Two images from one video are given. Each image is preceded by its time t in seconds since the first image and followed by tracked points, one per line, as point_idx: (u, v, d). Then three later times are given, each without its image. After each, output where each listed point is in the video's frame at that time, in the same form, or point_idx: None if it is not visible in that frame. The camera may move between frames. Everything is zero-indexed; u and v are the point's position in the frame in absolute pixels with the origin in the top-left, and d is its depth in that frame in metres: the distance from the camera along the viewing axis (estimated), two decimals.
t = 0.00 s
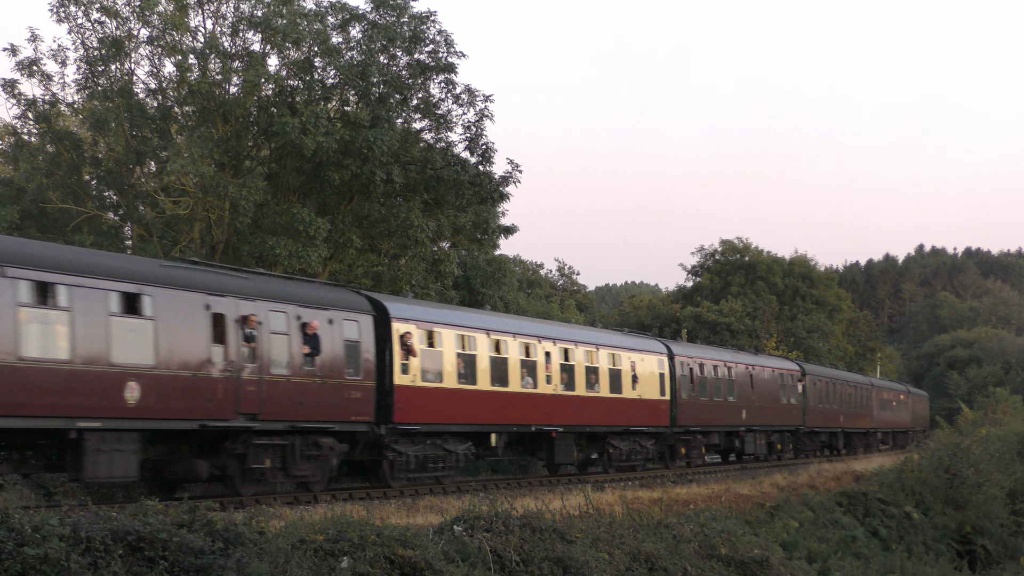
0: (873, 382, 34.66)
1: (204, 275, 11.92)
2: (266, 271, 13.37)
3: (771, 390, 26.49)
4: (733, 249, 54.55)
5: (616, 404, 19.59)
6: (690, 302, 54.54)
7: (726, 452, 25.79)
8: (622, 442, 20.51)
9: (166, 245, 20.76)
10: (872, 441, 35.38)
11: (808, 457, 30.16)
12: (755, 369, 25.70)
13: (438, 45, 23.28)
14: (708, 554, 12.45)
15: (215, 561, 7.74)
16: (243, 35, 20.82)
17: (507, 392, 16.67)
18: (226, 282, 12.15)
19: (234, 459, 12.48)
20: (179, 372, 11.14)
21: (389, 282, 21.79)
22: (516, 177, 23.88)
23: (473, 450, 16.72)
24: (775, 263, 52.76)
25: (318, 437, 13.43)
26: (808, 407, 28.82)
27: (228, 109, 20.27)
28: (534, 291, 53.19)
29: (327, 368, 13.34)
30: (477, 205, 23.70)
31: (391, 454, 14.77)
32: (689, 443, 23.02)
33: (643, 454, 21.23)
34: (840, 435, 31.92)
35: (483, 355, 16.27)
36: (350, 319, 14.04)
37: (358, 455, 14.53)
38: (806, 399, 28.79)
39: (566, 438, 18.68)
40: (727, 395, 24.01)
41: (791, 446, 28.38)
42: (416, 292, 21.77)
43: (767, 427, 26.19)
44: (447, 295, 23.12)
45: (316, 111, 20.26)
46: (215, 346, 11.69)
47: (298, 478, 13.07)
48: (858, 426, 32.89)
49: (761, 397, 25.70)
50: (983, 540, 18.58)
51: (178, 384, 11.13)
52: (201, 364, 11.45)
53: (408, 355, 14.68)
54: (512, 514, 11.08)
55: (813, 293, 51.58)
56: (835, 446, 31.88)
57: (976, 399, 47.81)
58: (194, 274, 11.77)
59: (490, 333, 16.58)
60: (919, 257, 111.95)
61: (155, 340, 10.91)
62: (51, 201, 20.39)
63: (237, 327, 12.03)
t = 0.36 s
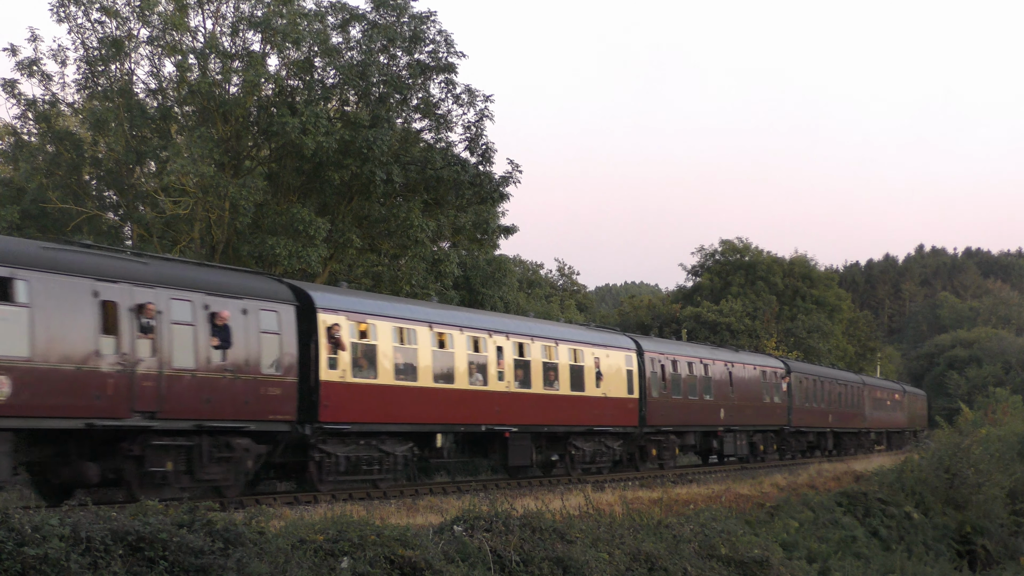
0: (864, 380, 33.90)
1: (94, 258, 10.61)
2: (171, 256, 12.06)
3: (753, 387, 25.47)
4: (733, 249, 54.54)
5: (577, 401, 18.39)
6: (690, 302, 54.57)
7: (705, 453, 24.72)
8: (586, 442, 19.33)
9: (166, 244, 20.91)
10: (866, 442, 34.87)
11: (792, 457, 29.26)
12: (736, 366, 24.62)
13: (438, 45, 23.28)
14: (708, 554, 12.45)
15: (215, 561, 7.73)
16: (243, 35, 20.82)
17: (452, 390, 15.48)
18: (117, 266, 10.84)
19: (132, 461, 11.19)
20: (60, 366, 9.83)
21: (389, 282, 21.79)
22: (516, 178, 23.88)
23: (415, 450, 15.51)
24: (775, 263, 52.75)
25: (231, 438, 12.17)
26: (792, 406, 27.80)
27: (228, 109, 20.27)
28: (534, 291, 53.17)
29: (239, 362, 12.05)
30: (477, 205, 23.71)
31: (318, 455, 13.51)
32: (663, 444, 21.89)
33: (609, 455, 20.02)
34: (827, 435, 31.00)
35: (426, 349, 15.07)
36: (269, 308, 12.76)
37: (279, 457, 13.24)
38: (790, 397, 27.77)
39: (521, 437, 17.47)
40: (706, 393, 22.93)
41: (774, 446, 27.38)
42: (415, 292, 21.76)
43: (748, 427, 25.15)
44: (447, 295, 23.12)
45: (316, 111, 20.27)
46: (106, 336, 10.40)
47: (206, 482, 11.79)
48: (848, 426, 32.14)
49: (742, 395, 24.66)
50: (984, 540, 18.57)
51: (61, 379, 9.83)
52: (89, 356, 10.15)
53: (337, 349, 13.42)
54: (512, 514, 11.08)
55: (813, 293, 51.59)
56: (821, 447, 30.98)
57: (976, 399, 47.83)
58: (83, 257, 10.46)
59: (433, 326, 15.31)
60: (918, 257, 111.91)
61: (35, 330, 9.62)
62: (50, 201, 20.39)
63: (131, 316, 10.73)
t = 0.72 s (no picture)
0: (856, 379, 32.96)
1: None
2: (57, 238, 10.95)
3: (731, 386, 24.44)
4: (733, 249, 54.54)
5: (528, 399, 17.35)
6: (690, 302, 54.59)
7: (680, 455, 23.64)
8: (543, 442, 18.29)
9: (166, 244, 20.96)
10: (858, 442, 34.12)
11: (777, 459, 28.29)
12: (713, 364, 23.59)
13: (438, 45, 23.29)
14: (707, 554, 12.45)
15: (214, 561, 7.73)
16: (243, 35, 20.83)
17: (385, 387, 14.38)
18: None
19: (6, 464, 10.13)
20: None
21: (389, 282, 21.83)
22: (516, 177, 23.89)
23: (347, 450, 14.48)
24: (775, 263, 52.76)
25: (125, 440, 11.05)
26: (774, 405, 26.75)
27: (228, 109, 20.27)
28: (535, 291, 53.16)
29: (132, 355, 10.97)
30: (477, 205, 23.69)
31: (231, 456, 12.44)
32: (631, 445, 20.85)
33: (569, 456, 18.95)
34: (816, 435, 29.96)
35: (355, 343, 13.95)
36: (169, 297, 11.67)
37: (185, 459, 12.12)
38: (772, 396, 26.70)
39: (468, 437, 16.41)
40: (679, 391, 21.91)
41: (756, 448, 26.31)
42: (415, 292, 21.75)
43: (725, 428, 24.11)
44: (447, 295, 23.14)
45: (316, 111, 20.27)
46: None
47: (93, 487, 10.70)
48: (838, 426, 31.19)
49: (719, 394, 23.61)
50: (984, 540, 18.58)
51: None
52: None
53: (252, 340, 12.32)
54: (512, 514, 11.08)
55: (813, 293, 51.60)
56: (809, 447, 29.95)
57: (976, 399, 47.86)
58: None
59: (365, 317, 14.22)
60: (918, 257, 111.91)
61: None
62: (51, 202, 20.39)
63: (3, 302, 9.65)
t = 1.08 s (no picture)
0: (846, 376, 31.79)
1: None
2: None
3: (709, 384, 23.04)
4: (733, 249, 54.55)
5: (479, 397, 15.83)
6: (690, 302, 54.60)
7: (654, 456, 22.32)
8: (497, 443, 16.81)
9: (167, 244, 20.99)
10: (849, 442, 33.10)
11: (760, 459, 27.06)
12: (689, 360, 22.13)
13: (438, 45, 23.29)
14: (707, 554, 12.45)
15: (214, 561, 7.73)
16: (243, 35, 20.82)
17: (311, 384, 12.81)
18: None
19: None
20: None
21: (389, 282, 21.84)
22: (516, 178, 23.88)
23: (266, 452, 12.96)
24: (775, 263, 52.77)
25: None
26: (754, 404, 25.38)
27: (228, 110, 20.27)
28: (534, 291, 53.19)
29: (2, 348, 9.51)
30: (477, 205, 23.69)
31: (125, 459, 11.00)
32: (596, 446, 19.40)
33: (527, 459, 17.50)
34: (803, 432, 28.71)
35: (275, 336, 12.37)
36: (51, 283, 10.15)
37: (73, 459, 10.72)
38: (754, 395, 25.33)
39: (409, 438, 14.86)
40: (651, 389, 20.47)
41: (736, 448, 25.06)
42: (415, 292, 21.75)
43: (701, 428, 22.72)
44: (447, 295, 23.14)
45: (316, 111, 20.26)
46: None
47: None
48: (827, 426, 30.04)
49: (695, 393, 22.18)
50: (984, 540, 18.58)
51: None
52: None
53: (148, 332, 10.78)
54: (512, 514, 11.07)
55: (813, 293, 51.60)
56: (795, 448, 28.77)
57: (976, 400, 47.87)
58: None
59: (287, 309, 12.62)
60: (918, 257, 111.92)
61: None
62: (51, 201, 20.40)
63: None
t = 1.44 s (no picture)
0: (835, 374, 30.76)
1: None
2: None
3: (683, 382, 21.84)
4: (733, 249, 54.57)
5: (421, 394, 14.50)
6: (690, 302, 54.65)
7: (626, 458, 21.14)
8: (444, 443, 15.41)
9: (167, 244, 21.02)
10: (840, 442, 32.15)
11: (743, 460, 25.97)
12: (660, 357, 20.95)
13: (438, 45, 23.28)
14: (707, 554, 12.45)
15: (215, 561, 7.74)
16: (243, 35, 20.83)
17: (222, 379, 11.46)
18: None
19: None
20: None
21: (389, 282, 21.86)
22: (516, 178, 23.87)
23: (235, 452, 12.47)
24: (775, 263, 52.78)
25: None
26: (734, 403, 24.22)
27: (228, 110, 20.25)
28: (534, 291, 53.22)
29: None
30: (477, 205, 23.67)
31: None
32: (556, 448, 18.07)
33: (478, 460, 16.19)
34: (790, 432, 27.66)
35: (177, 327, 10.99)
36: None
37: None
38: (733, 394, 24.16)
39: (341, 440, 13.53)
40: (618, 387, 19.26)
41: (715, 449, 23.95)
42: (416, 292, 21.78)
43: (673, 428, 21.48)
44: (447, 295, 23.15)
45: (316, 111, 20.25)
46: None
47: None
48: (815, 426, 29.01)
49: (666, 391, 20.97)
50: (983, 540, 18.58)
51: None
52: None
53: (25, 320, 9.44)
54: (512, 514, 11.08)
55: (813, 293, 51.62)
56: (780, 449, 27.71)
57: (976, 399, 47.91)
58: None
59: (192, 297, 11.25)
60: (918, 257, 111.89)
61: None
62: (51, 202, 20.41)
63: None
